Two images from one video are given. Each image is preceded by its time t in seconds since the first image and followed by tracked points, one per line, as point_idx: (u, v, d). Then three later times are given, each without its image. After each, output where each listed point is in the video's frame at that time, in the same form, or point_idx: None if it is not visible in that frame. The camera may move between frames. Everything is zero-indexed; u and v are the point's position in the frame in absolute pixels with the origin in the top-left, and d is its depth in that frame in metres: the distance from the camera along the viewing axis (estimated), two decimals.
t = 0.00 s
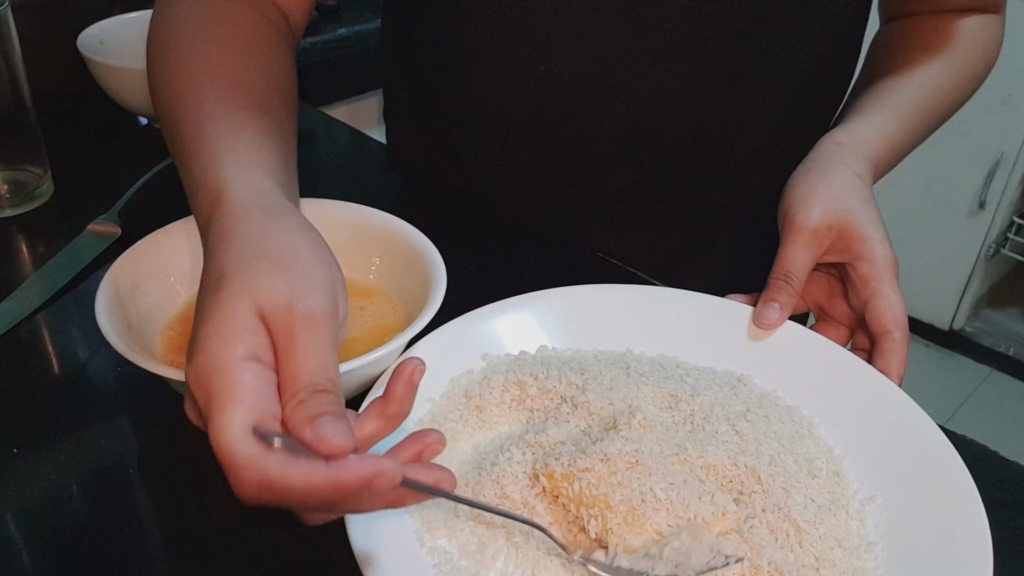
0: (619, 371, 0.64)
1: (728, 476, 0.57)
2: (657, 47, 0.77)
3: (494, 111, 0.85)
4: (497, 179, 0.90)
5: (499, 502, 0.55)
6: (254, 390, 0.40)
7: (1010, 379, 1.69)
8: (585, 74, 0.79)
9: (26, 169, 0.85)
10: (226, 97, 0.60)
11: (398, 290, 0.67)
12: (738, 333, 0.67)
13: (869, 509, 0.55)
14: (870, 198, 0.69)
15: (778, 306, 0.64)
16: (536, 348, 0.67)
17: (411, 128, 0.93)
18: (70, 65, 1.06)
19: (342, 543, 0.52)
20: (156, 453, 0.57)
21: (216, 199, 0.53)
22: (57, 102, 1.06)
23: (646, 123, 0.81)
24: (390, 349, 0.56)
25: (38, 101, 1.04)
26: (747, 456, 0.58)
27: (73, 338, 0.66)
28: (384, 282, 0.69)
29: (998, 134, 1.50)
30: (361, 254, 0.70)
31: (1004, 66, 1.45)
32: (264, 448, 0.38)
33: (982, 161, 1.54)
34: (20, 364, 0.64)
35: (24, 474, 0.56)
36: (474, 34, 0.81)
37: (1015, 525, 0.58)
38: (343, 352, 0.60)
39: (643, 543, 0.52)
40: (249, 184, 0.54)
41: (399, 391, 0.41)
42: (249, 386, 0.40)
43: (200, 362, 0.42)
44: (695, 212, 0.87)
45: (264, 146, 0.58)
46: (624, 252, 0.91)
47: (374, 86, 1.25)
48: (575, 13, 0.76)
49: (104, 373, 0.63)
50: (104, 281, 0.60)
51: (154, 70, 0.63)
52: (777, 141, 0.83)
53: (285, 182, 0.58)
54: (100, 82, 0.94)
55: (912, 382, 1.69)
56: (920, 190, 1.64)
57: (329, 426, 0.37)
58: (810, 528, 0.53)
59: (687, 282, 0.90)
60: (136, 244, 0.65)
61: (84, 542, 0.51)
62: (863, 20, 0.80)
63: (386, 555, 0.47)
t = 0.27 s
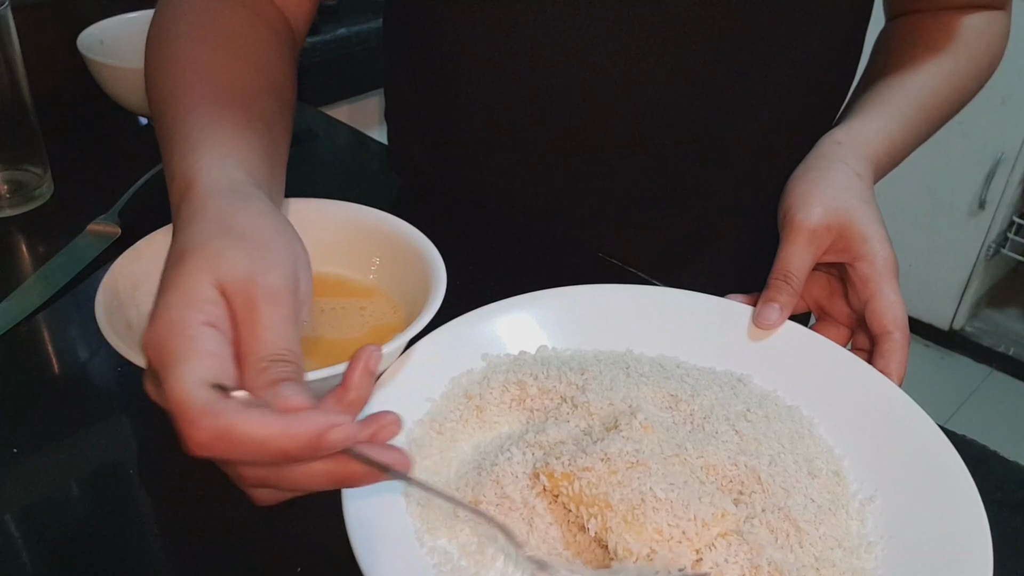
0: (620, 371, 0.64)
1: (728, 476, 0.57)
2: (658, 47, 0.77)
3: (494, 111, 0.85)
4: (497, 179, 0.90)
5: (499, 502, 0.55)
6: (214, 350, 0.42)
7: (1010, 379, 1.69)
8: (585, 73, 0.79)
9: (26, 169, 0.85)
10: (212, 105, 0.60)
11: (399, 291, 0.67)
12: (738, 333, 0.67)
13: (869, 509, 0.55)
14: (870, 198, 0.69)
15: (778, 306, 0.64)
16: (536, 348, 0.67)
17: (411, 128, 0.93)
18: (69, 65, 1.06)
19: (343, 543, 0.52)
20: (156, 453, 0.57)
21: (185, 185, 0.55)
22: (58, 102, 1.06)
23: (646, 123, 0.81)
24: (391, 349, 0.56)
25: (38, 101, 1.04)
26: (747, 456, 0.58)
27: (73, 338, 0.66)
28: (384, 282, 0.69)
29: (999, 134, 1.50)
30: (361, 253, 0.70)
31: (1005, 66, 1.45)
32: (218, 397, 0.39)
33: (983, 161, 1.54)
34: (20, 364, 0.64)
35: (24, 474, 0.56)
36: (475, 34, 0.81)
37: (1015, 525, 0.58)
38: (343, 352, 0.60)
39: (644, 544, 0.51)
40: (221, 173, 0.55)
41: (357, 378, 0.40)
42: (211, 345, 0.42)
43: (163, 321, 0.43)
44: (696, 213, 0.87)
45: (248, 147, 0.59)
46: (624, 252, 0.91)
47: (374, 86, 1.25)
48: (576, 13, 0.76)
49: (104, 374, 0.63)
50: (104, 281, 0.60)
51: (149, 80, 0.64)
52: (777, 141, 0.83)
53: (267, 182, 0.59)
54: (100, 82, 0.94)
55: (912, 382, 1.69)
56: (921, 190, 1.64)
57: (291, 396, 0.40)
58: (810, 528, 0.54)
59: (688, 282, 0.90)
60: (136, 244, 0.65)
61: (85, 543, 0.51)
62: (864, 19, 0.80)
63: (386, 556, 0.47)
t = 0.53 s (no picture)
0: (620, 371, 0.64)
1: (728, 476, 0.57)
2: (658, 47, 0.77)
3: (494, 110, 0.85)
4: (497, 179, 0.90)
5: (499, 502, 0.55)
6: (172, 257, 0.45)
7: (1010, 379, 1.69)
8: (586, 73, 0.79)
9: (26, 169, 0.85)
10: (235, 91, 0.63)
11: (399, 291, 0.67)
12: (737, 333, 0.67)
13: (869, 509, 0.55)
14: (870, 197, 0.69)
15: (778, 306, 0.64)
16: (536, 348, 0.67)
17: (411, 128, 0.92)
18: (70, 64, 1.06)
19: (342, 543, 0.52)
20: (156, 453, 0.57)
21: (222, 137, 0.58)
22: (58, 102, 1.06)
23: (646, 122, 0.81)
24: (391, 349, 0.56)
25: (38, 101, 1.04)
26: (747, 456, 0.58)
27: (74, 338, 0.66)
28: (384, 282, 0.69)
29: (999, 134, 1.50)
30: (362, 253, 0.70)
31: (1005, 66, 1.45)
32: (144, 312, 0.42)
33: (983, 160, 1.54)
34: (21, 364, 0.64)
35: (24, 474, 0.56)
36: (475, 33, 0.81)
37: (1015, 524, 0.58)
38: (343, 353, 0.60)
39: (642, 544, 0.51)
40: (246, 133, 0.58)
41: (292, 330, 0.47)
42: (173, 249, 0.45)
43: (147, 215, 0.47)
44: (696, 212, 0.87)
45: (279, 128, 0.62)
46: (624, 251, 0.91)
47: (373, 86, 1.25)
48: (576, 12, 0.76)
49: (105, 373, 0.63)
50: (104, 282, 0.60)
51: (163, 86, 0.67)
52: (778, 141, 0.83)
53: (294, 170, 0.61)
54: (101, 82, 0.94)
55: (912, 381, 1.69)
56: (921, 190, 1.64)
57: (211, 332, 0.41)
58: (810, 528, 0.53)
59: (688, 282, 0.90)
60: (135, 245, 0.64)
61: (85, 543, 0.51)
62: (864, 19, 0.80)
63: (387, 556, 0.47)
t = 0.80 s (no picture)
0: (620, 369, 0.64)
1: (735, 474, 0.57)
2: (658, 47, 0.77)
3: (494, 110, 0.85)
4: (497, 179, 0.90)
5: (498, 502, 0.55)
6: (257, 314, 0.44)
7: (1010, 379, 1.69)
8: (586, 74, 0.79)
9: (26, 169, 0.85)
10: (255, 99, 0.64)
11: (400, 290, 0.67)
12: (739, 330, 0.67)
13: (874, 509, 0.54)
14: (870, 197, 0.69)
15: (778, 306, 0.64)
16: (536, 348, 0.67)
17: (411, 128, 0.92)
18: (70, 65, 1.06)
19: (342, 543, 0.52)
20: (156, 453, 0.57)
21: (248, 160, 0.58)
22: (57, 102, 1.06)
23: (646, 122, 0.81)
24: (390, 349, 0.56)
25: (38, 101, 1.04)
26: (755, 451, 0.58)
27: (74, 338, 0.66)
28: (385, 281, 0.69)
29: (998, 134, 1.50)
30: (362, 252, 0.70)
31: (1005, 66, 1.45)
32: (254, 377, 0.42)
33: (983, 161, 1.54)
34: (20, 364, 0.64)
35: (24, 474, 0.56)
36: (475, 34, 0.81)
37: (1015, 525, 0.58)
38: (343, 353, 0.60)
39: (682, 506, 0.53)
40: (275, 150, 0.58)
41: (378, 341, 0.45)
42: (258, 309, 0.45)
43: (220, 278, 0.46)
44: (695, 213, 0.87)
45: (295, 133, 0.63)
46: (624, 252, 0.91)
47: (373, 86, 1.25)
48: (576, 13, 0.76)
49: (104, 374, 0.63)
50: (104, 281, 0.60)
51: (184, 102, 0.67)
52: (777, 141, 0.83)
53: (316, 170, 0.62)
54: (100, 82, 0.94)
55: (912, 381, 1.68)
56: (921, 190, 1.64)
57: (317, 376, 0.41)
58: (813, 528, 0.53)
59: (688, 282, 0.90)
60: (136, 244, 0.65)
61: (84, 543, 0.51)
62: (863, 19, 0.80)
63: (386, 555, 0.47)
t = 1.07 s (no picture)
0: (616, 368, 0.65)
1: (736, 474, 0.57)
2: (657, 46, 0.77)
3: (494, 110, 0.85)
4: (497, 179, 0.90)
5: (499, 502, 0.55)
6: (335, 88, 0.49)
7: (1010, 379, 1.69)
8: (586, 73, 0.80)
9: (26, 169, 0.85)
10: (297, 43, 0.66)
11: (399, 291, 0.67)
12: (738, 330, 0.67)
13: (874, 509, 0.54)
14: (870, 197, 0.69)
15: (778, 306, 0.64)
16: (536, 347, 0.67)
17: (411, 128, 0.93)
18: (70, 65, 1.06)
19: (342, 543, 0.52)
20: (155, 453, 0.57)
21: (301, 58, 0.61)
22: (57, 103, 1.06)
23: (646, 122, 0.81)
24: (390, 349, 0.56)
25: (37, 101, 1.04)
26: (757, 451, 0.58)
27: (73, 338, 0.66)
28: (384, 282, 0.68)
29: (998, 134, 1.50)
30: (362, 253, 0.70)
31: (1005, 66, 1.45)
32: (327, 133, 0.45)
33: (983, 161, 1.55)
34: (19, 364, 0.64)
35: (23, 474, 0.56)
36: (475, 34, 0.81)
37: (1015, 524, 0.58)
38: (342, 353, 0.60)
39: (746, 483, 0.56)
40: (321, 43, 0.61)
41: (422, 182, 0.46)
42: (330, 87, 0.49)
43: (303, 67, 0.50)
44: (695, 213, 0.87)
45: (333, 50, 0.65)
46: (624, 252, 0.91)
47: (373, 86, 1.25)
48: (576, 13, 0.77)
49: (103, 374, 0.63)
50: (104, 281, 0.60)
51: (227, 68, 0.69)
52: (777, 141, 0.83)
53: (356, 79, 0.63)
54: (100, 82, 0.94)
55: (912, 381, 1.68)
56: (921, 190, 1.64)
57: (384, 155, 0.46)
58: (813, 528, 0.53)
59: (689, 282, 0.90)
60: (135, 245, 0.64)
61: (84, 542, 0.51)
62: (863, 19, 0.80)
63: (387, 554, 0.47)
